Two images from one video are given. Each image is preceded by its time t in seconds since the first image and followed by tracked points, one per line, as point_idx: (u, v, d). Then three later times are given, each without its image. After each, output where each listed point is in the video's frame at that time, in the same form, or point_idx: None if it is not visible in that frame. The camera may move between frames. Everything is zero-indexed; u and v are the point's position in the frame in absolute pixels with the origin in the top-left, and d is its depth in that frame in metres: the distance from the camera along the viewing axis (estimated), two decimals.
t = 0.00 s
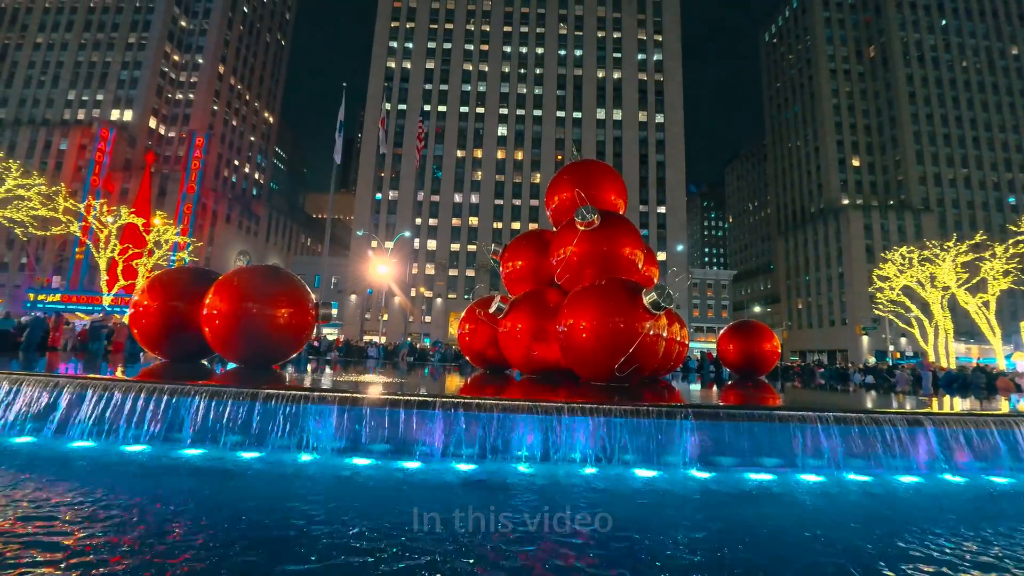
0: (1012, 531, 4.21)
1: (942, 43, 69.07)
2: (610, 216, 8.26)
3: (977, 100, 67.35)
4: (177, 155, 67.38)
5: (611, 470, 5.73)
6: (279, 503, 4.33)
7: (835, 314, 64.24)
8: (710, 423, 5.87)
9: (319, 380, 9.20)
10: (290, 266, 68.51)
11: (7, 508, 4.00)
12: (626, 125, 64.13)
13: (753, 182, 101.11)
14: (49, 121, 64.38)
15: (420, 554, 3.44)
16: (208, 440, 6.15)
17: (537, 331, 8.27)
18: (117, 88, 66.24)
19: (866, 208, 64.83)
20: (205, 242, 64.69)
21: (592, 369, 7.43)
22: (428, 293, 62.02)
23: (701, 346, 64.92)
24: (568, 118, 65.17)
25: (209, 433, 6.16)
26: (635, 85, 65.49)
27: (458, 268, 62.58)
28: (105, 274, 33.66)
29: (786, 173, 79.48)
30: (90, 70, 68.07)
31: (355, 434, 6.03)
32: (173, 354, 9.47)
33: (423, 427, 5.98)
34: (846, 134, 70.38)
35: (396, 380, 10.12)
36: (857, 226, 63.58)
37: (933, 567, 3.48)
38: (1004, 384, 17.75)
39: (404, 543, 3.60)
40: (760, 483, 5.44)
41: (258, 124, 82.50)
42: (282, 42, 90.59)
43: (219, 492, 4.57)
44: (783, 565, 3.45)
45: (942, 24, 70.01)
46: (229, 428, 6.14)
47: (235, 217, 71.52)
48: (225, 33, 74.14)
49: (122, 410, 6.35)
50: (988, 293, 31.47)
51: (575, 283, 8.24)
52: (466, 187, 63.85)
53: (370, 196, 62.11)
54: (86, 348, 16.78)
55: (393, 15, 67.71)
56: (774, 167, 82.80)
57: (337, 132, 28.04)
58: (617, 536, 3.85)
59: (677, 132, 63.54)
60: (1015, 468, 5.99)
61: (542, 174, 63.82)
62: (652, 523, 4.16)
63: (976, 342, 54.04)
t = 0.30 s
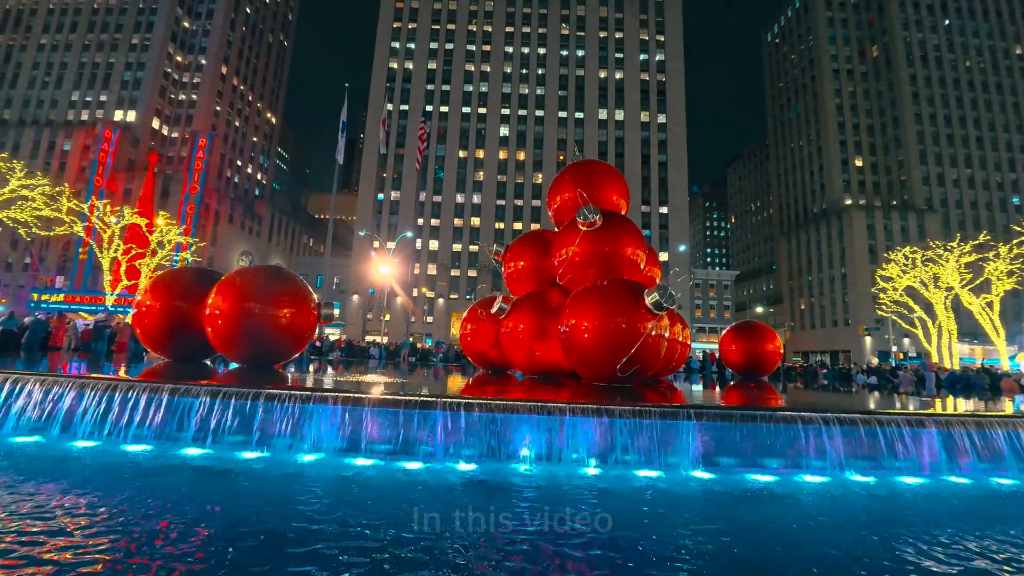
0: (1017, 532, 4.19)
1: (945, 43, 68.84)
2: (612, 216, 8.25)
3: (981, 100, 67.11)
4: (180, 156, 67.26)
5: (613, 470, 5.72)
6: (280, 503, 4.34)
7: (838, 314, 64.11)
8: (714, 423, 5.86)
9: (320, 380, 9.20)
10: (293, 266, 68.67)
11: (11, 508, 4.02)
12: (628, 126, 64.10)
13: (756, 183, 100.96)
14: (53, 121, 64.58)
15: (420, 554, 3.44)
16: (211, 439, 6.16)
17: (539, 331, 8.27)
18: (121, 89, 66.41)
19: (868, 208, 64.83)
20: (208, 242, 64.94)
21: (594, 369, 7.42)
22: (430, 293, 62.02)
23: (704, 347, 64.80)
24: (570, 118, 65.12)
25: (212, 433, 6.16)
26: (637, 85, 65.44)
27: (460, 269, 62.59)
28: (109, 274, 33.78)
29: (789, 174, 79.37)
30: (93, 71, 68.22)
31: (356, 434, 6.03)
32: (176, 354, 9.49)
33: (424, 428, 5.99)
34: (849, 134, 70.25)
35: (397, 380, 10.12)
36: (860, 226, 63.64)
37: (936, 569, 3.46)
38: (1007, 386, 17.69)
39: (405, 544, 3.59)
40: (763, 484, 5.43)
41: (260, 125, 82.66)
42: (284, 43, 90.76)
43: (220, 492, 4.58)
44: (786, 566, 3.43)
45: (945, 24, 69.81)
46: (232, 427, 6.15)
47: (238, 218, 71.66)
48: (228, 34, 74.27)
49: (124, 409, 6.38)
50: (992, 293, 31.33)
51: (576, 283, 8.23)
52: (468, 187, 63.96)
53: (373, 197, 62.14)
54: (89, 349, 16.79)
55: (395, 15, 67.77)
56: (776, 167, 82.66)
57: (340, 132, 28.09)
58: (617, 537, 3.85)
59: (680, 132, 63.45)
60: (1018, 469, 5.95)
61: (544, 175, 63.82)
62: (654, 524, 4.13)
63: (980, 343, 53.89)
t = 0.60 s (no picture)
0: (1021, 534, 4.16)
1: (948, 42, 68.57)
2: (614, 216, 8.25)
3: (984, 99, 66.88)
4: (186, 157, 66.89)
5: (615, 471, 5.71)
6: (282, 502, 4.34)
7: (840, 315, 63.99)
8: (716, 423, 5.86)
9: (322, 379, 9.21)
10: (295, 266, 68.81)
11: (13, 507, 4.03)
12: (630, 126, 64.08)
13: (758, 183, 100.81)
14: (56, 122, 64.71)
15: (420, 553, 3.44)
16: (212, 438, 6.16)
17: (541, 331, 8.26)
18: (124, 89, 66.59)
19: (870, 208, 64.73)
20: (211, 242, 65.12)
21: (595, 369, 7.41)
22: (432, 293, 61.95)
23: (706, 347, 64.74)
24: (571, 118, 65.08)
25: (213, 433, 6.17)
26: (639, 85, 65.36)
27: (461, 269, 62.58)
28: (112, 275, 33.85)
29: (791, 174, 79.29)
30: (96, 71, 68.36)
31: (357, 434, 6.03)
32: (178, 354, 9.50)
33: (425, 427, 5.99)
34: (852, 134, 70.11)
35: (399, 381, 10.14)
36: (862, 226, 63.53)
37: (940, 570, 3.45)
38: (1010, 387, 17.61)
39: (406, 544, 3.58)
40: (765, 485, 5.41)
41: (262, 125, 82.70)
42: (286, 43, 90.87)
43: (221, 492, 4.58)
44: (787, 568, 3.43)
45: (948, 23, 69.56)
46: (234, 426, 6.16)
47: (240, 218, 71.84)
48: (230, 35, 74.37)
49: (126, 408, 6.39)
50: (995, 294, 31.15)
51: (577, 283, 8.22)
52: (470, 187, 64.08)
53: (375, 197, 62.15)
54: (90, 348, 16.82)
55: (397, 16, 67.85)
56: (778, 167, 82.55)
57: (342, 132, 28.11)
58: (618, 537, 3.84)
59: (682, 132, 63.38)
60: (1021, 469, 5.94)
61: (545, 175, 63.83)
62: (655, 525, 4.13)
63: (983, 343, 53.70)
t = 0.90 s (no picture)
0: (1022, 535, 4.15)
1: (950, 42, 68.44)
2: (616, 216, 8.24)
3: (986, 99, 66.72)
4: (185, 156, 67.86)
5: (617, 471, 5.70)
6: (284, 502, 4.35)
7: (842, 315, 63.90)
8: (717, 424, 5.85)
9: (323, 379, 9.21)
10: (296, 266, 68.88)
11: (19, 505, 4.06)
12: (631, 125, 64.05)
13: (759, 183, 100.70)
14: (58, 122, 64.90)
15: (421, 553, 3.44)
16: (213, 439, 6.16)
17: (542, 331, 8.26)
18: (126, 89, 66.81)
19: (873, 208, 64.52)
20: (212, 242, 65.26)
21: (596, 369, 7.40)
22: (433, 293, 61.97)
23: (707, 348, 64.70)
24: (573, 118, 65.09)
25: (213, 432, 6.17)
26: (640, 85, 65.29)
27: (462, 269, 62.63)
28: (114, 275, 33.90)
29: (793, 174, 79.24)
30: (98, 72, 68.61)
31: (359, 434, 6.04)
32: (179, 354, 9.51)
33: (427, 428, 5.99)
34: (853, 133, 70.07)
35: (401, 381, 10.13)
36: (864, 226, 63.38)
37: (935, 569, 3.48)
38: (1012, 387, 17.56)
39: (409, 542, 3.62)
40: (766, 485, 5.40)
41: (264, 125, 82.79)
42: (288, 43, 91.05)
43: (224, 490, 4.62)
44: (786, 567, 3.44)
45: (951, 23, 69.40)
46: (235, 426, 6.16)
47: (242, 218, 72.03)
48: (232, 35, 74.53)
49: (127, 408, 6.39)
50: (998, 294, 31.02)
51: (578, 283, 8.22)
52: (471, 187, 64.12)
53: (376, 197, 62.19)
54: (92, 348, 16.84)
55: (398, 16, 67.94)
56: (780, 167, 82.51)
57: (343, 132, 28.09)
58: (617, 537, 3.85)
59: (683, 132, 63.34)
60: None
61: (547, 175, 63.81)
62: (655, 525, 4.14)
63: (986, 344, 53.57)
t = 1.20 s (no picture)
0: None
1: (952, 41, 68.29)
2: (616, 216, 8.24)
3: (988, 99, 66.59)
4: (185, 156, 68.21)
5: (617, 471, 5.70)
6: (285, 502, 4.35)
7: (843, 315, 63.92)
8: (717, 423, 5.85)
9: (323, 379, 9.21)
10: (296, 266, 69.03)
11: (22, 504, 4.08)
12: (632, 125, 64.02)
13: (760, 183, 100.66)
14: (60, 122, 65.06)
15: (422, 553, 3.44)
16: (214, 438, 6.17)
17: (543, 331, 8.25)
18: (127, 89, 66.97)
19: (874, 208, 64.43)
20: (214, 242, 65.56)
21: (596, 369, 7.40)
22: (434, 293, 62.03)
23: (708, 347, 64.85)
24: (573, 118, 65.09)
25: (214, 432, 6.18)
26: (641, 85, 65.24)
27: (463, 269, 62.70)
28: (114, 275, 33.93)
29: (793, 174, 79.25)
30: (100, 72, 68.82)
31: (360, 434, 6.03)
32: (180, 354, 9.52)
33: (427, 428, 5.98)
34: (854, 134, 70.05)
35: (402, 381, 10.15)
36: (865, 225, 63.32)
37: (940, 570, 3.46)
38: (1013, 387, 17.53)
39: (410, 541, 3.62)
40: (766, 487, 5.38)
41: (265, 125, 82.79)
42: (289, 43, 91.16)
43: (225, 490, 4.63)
44: (790, 568, 3.41)
45: (952, 23, 69.27)
46: (235, 427, 6.17)
47: (243, 218, 72.44)
48: (233, 35, 74.56)
49: (127, 407, 6.40)
50: (1000, 294, 30.93)
51: (579, 282, 8.22)
52: (472, 187, 64.12)
53: (377, 197, 62.21)
54: (93, 348, 16.85)
55: (399, 16, 67.99)
56: (781, 167, 82.51)
57: (344, 131, 28.09)
58: (618, 537, 3.85)
59: (684, 132, 63.31)
60: None
61: (548, 175, 63.79)
62: (656, 526, 4.13)
63: (987, 343, 53.54)
